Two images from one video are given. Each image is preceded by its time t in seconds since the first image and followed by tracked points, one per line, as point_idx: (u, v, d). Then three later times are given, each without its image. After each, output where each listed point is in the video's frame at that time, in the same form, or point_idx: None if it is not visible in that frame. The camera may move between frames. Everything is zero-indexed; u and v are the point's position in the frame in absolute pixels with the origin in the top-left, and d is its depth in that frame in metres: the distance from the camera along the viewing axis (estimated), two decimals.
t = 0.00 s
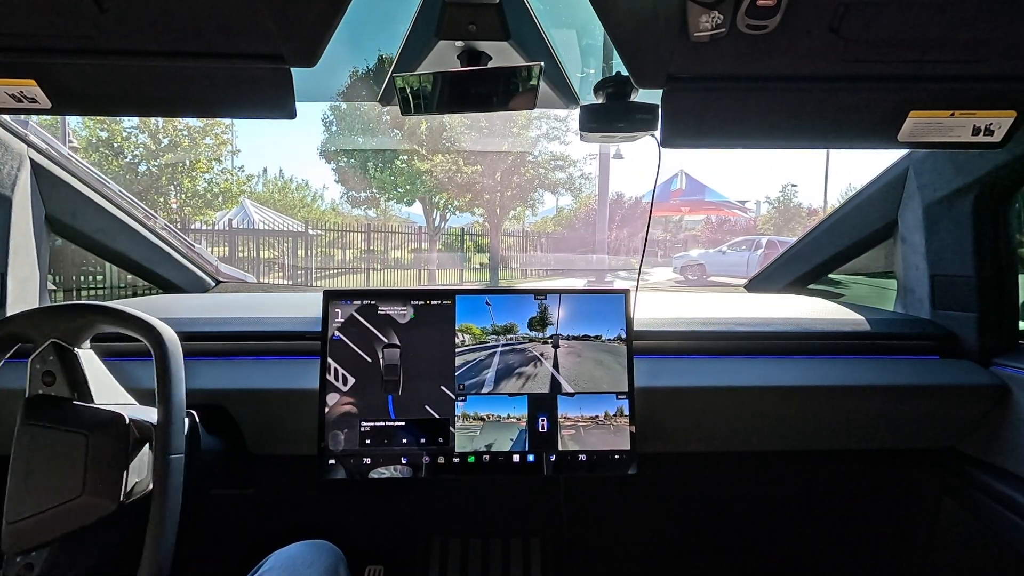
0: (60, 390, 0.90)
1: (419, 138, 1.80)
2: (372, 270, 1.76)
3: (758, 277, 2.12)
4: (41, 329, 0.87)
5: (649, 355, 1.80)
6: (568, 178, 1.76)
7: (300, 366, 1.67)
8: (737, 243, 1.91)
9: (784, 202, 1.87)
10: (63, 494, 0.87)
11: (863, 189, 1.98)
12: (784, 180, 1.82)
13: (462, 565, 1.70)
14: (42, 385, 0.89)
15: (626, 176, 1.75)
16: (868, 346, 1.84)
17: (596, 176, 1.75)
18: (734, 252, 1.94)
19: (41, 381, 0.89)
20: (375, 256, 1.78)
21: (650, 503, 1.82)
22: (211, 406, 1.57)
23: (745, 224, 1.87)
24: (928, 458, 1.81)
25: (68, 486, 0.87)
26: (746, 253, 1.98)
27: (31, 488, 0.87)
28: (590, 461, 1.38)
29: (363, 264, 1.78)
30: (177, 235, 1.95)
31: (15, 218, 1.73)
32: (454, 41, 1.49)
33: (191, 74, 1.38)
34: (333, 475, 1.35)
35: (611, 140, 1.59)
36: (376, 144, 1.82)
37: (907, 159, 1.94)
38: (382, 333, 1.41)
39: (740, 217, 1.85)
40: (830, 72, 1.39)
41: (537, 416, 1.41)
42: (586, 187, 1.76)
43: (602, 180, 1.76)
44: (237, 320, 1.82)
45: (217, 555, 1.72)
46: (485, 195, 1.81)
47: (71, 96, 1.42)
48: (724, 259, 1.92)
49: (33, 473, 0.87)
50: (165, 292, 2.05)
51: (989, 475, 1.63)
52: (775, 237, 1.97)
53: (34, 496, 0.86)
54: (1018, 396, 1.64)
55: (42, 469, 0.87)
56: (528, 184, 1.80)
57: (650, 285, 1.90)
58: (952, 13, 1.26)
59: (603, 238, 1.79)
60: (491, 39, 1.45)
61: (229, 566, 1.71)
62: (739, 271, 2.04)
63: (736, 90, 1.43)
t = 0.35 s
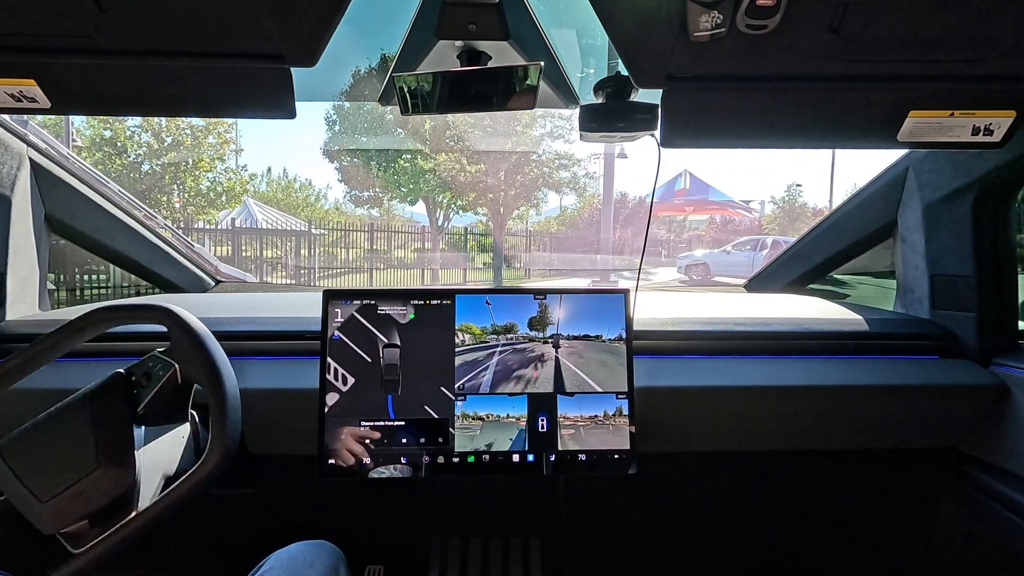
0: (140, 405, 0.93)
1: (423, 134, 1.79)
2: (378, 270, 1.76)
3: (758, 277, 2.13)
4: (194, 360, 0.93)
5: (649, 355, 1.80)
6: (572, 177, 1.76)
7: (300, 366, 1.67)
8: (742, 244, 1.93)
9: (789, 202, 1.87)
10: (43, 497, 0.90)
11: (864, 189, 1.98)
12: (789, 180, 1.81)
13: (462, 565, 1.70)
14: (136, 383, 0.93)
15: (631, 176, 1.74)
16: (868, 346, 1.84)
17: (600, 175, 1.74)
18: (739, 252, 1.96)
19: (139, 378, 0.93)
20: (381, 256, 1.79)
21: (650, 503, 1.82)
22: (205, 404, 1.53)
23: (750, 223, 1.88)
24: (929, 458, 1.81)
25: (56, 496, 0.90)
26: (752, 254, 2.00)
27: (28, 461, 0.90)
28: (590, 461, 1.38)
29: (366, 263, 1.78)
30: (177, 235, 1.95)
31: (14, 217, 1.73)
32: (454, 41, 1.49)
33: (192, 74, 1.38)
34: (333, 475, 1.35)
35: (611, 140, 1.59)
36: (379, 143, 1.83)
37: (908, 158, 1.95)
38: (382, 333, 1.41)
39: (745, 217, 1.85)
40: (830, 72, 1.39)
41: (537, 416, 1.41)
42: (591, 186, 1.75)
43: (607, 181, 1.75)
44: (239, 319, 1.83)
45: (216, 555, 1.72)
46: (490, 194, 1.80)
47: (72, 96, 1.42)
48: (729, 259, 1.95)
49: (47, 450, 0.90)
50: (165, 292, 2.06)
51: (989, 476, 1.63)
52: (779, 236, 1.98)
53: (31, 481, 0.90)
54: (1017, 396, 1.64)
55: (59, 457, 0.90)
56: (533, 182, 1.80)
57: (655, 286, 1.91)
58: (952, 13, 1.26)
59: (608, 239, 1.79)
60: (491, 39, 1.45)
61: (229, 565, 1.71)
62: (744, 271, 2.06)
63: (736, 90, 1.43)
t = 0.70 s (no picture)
0: (151, 479, 1.08)
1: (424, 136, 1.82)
2: (379, 269, 1.77)
3: (757, 277, 2.13)
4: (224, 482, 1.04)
5: (649, 355, 1.80)
6: (575, 176, 1.74)
7: (300, 366, 1.67)
8: (744, 244, 1.92)
9: (792, 201, 1.86)
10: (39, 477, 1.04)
11: (863, 189, 1.99)
12: (793, 180, 1.81)
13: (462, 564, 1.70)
14: (170, 458, 1.08)
15: (632, 174, 1.74)
16: (867, 346, 1.84)
17: (604, 175, 1.73)
18: (741, 253, 1.95)
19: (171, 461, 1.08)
20: (382, 254, 1.78)
21: (650, 503, 1.82)
22: (204, 404, 1.51)
23: (750, 225, 1.86)
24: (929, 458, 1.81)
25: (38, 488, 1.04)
26: (754, 254, 1.99)
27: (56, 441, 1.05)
28: (590, 461, 1.38)
29: (366, 263, 1.79)
30: (176, 235, 1.95)
31: (15, 217, 1.72)
32: (454, 41, 1.49)
33: (191, 73, 1.38)
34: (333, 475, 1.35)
35: (611, 140, 1.59)
36: (379, 143, 1.82)
37: (908, 158, 1.95)
38: (382, 333, 1.41)
39: (745, 217, 1.84)
40: (829, 72, 1.40)
41: (537, 416, 1.41)
42: (593, 185, 1.74)
43: (609, 181, 1.74)
44: (239, 319, 1.83)
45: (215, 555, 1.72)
46: (487, 194, 1.78)
47: (72, 95, 1.42)
48: (732, 260, 1.94)
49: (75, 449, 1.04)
50: (165, 292, 2.06)
51: (989, 476, 1.63)
52: (782, 237, 1.98)
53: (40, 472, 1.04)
54: (1017, 396, 1.64)
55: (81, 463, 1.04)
56: (534, 183, 1.77)
57: (658, 286, 1.91)
58: (951, 13, 1.26)
59: (611, 238, 1.79)
60: (491, 39, 1.45)
61: (229, 566, 1.71)
62: (743, 271, 2.04)
63: (736, 90, 1.43)
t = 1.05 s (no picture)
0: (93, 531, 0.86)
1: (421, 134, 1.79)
2: (376, 268, 1.77)
3: (757, 277, 2.14)
4: None
5: (649, 355, 1.81)
6: (572, 175, 1.75)
7: (300, 366, 1.67)
8: (744, 244, 1.94)
9: (790, 202, 1.87)
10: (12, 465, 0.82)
11: (863, 189, 1.98)
12: (790, 181, 1.81)
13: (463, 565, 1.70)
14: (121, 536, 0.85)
15: (630, 173, 1.74)
16: (868, 346, 1.84)
17: (604, 175, 1.74)
18: (744, 254, 1.98)
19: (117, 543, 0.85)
20: (380, 254, 1.78)
21: (650, 502, 1.82)
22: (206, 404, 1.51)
23: (751, 224, 1.88)
24: (929, 458, 1.81)
25: None
26: (754, 254, 2.01)
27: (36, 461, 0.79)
28: (590, 461, 1.38)
29: (364, 263, 1.77)
30: (176, 235, 1.95)
31: (14, 217, 1.73)
32: (454, 41, 1.48)
33: (190, 73, 1.38)
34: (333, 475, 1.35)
35: (611, 140, 1.59)
36: (375, 143, 1.81)
37: (908, 158, 1.95)
38: (382, 333, 1.41)
39: (745, 218, 1.85)
40: (830, 72, 1.40)
41: (537, 417, 1.41)
42: (591, 185, 1.75)
43: (609, 179, 1.75)
44: (239, 319, 1.83)
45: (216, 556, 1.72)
46: (489, 193, 1.80)
47: (72, 95, 1.41)
48: (730, 260, 1.95)
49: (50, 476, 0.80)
50: (165, 292, 2.06)
51: (990, 477, 1.63)
52: (780, 237, 1.99)
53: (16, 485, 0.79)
54: (1018, 397, 1.64)
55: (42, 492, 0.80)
56: (532, 180, 1.80)
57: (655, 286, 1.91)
58: (952, 14, 1.26)
59: (610, 237, 1.80)
60: (491, 40, 1.45)
61: (230, 565, 1.71)
62: (742, 271, 2.06)
63: (737, 90, 1.43)
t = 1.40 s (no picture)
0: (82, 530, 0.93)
1: (413, 133, 1.80)
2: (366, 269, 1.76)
3: (757, 277, 2.14)
4: None
5: (648, 355, 1.81)
6: (566, 175, 1.76)
7: (300, 367, 1.68)
8: (737, 244, 1.91)
9: (784, 203, 1.86)
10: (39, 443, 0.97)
11: (864, 189, 1.99)
12: (783, 181, 1.81)
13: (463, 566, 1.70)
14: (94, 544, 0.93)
15: (625, 173, 1.74)
16: (868, 346, 1.84)
17: (597, 174, 1.74)
18: (735, 253, 1.93)
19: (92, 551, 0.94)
20: (372, 254, 1.78)
21: (649, 502, 1.82)
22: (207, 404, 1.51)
23: (744, 224, 1.86)
24: (928, 458, 1.81)
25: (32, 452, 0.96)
26: (748, 254, 1.98)
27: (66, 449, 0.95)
28: (590, 461, 1.38)
29: (356, 263, 1.79)
30: (176, 235, 1.95)
31: (14, 217, 1.74)
32: (454, 41, 1.48)
33: (188, 73, 1.37)
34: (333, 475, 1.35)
35: (611, 140, 1.59)
36: (367, 143, 1.81)
37: (907, 159, 1.95)
38: (383, 334, 1.41)
39: (738, 218, 1.84)
40: (830, 72, 1.40)
41: (537, 417, 1.41)
42: (585, 184, 1.75)
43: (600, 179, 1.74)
44: (238, 320, 1.83)
45: (216, 557, 1.71)
46: (485, 191, 1.80)
47: (71, 95, 1.41)
48: (724, 260, 1.91)
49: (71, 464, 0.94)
50: (164, 292, 2.05)
51: (990, 477, 1.63)
52: (775, 237, 1.98)
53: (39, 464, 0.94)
54: (1017, 397, 1.64)
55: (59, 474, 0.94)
56: (525, 180, 1.80)
57: (650, 286, 1.90)
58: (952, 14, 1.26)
59: (605, 237, 1.79)
60: (491, 40, 1.45)
61: (229, 566, 1.71)
62: (739, 271, 2.03)
63: (736, 90, 1.43)
